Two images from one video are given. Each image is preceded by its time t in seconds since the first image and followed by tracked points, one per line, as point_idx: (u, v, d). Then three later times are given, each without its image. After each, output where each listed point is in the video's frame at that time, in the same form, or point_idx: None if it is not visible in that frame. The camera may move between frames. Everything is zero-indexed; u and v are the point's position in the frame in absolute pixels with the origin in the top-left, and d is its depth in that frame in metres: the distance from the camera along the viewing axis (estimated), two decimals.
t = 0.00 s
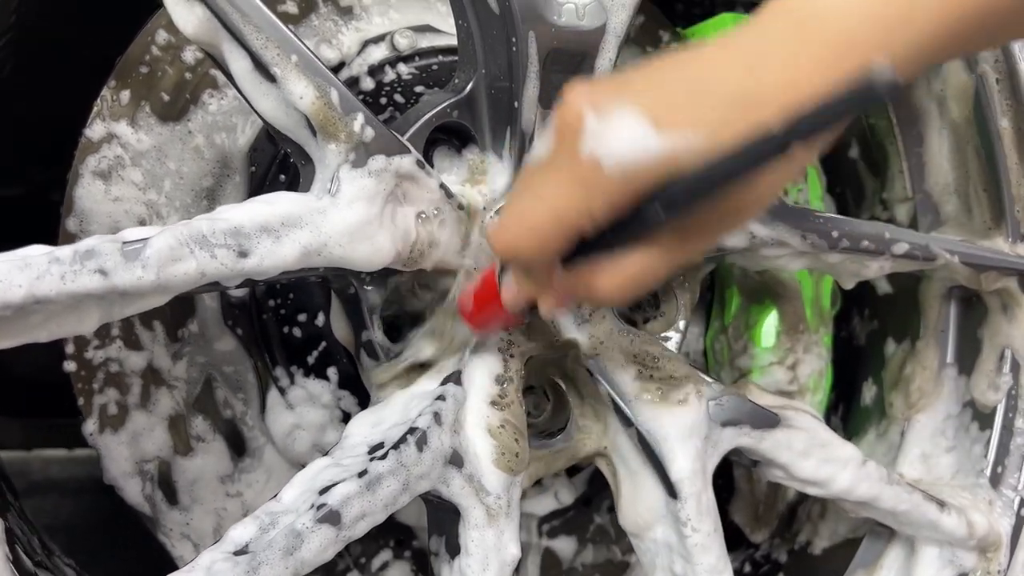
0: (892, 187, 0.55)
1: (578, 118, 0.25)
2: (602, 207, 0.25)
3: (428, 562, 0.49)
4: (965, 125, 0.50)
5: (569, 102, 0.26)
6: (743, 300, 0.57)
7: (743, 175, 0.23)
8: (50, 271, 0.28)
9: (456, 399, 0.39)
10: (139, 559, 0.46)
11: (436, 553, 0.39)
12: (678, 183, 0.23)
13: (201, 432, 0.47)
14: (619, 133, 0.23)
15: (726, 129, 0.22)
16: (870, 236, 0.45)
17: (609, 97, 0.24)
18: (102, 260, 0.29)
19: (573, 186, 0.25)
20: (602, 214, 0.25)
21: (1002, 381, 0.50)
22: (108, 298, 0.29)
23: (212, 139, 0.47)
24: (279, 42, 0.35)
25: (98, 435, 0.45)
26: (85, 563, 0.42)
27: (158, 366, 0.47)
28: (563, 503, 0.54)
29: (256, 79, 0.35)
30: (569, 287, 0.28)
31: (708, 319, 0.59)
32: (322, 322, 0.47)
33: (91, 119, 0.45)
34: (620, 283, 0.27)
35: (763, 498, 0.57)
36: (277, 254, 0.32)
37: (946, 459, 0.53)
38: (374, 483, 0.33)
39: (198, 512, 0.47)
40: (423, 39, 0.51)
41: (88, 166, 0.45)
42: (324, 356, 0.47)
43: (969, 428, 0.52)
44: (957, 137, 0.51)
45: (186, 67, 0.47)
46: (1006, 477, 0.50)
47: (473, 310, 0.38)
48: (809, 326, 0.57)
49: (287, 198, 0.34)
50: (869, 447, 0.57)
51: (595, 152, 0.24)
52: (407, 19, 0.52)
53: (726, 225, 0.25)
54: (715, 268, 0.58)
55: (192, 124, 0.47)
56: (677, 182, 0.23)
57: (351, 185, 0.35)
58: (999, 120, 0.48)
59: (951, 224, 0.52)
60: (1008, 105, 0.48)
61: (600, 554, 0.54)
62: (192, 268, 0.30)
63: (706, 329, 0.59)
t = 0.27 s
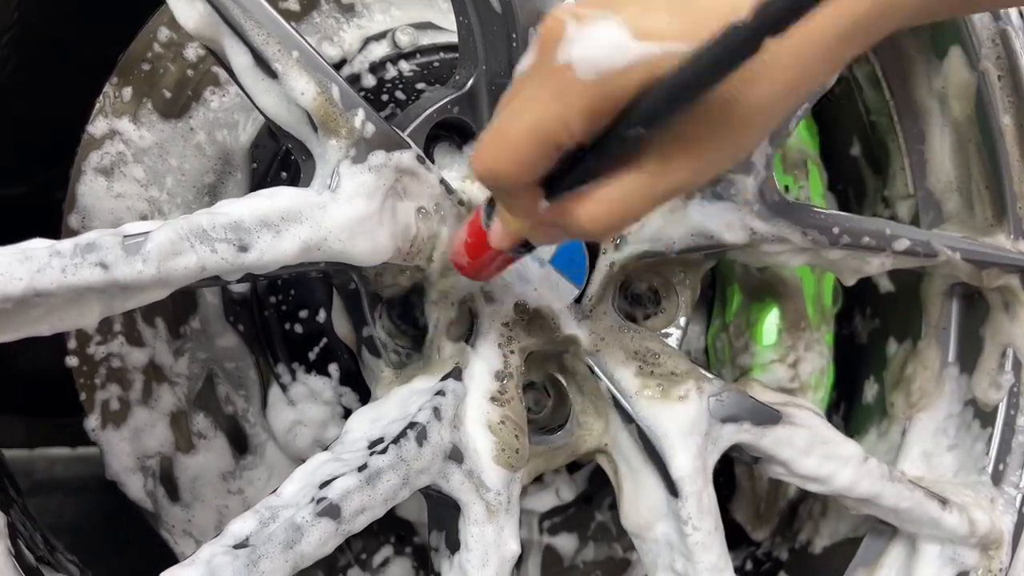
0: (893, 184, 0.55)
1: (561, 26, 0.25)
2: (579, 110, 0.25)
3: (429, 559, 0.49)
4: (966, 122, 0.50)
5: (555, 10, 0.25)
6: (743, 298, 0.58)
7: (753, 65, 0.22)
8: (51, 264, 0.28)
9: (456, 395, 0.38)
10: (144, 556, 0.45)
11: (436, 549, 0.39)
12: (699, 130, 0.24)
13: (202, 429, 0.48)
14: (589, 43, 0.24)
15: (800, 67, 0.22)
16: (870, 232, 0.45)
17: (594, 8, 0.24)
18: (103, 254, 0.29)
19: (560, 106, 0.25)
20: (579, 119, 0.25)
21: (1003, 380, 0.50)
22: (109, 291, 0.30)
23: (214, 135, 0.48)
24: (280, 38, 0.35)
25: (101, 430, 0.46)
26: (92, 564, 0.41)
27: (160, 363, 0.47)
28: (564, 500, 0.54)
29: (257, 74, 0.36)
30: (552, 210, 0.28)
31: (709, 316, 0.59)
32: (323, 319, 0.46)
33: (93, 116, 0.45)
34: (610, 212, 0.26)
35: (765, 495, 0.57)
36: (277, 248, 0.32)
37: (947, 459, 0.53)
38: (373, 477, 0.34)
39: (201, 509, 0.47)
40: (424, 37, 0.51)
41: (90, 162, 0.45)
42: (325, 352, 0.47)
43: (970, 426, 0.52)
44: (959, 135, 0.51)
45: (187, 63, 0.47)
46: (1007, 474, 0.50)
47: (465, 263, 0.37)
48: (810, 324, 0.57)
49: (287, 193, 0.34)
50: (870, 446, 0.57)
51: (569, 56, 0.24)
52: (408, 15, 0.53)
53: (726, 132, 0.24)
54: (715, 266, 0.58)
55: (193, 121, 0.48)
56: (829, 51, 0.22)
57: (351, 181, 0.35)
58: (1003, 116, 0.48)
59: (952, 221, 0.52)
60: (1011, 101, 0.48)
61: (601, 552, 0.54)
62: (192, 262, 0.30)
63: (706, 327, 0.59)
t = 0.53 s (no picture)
0: (897, 181, 0.54)
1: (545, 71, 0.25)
2: (554, 175, 0.25)
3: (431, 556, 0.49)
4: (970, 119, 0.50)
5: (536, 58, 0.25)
6: (745, 295, 0.57)
7: (721, 125, 0.23)
8: (52, 258, 0.28)
9: (457, 390, 0.39)
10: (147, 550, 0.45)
11: (437, 546, 0.39)
12: (650, 146, 0.24)
13: (204, 426, 0.48)
14: (582, 87, 0.23)
15: (689, 86, 0.22)
16: (873, 228, 0.45)
17: (577, 55, 0.24)
18: (104, 248, 0.29)
19: (523, 181, 0.26)
20: (567, 169, 0.25)
21: (1006, 379, 0.50)
22: (110, 285, 0.30)
23: (216, 132, 0.48)
24: (282, 34, 0.35)
25: (104, 426, 0.46)
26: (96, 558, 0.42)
27: (161, 358, 0.47)
28: (566, 498, 0.53)
29: (259, 70, 0.36)
30: (536, 253, 0.28)
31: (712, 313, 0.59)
32: (325, 315, 0.46)
33: (96, 112, 0.45)
34: (598, 239, 0.27)
35: (767, 494, 0.57)
36: (278, 243, 0.32)
37: (951, 457, 0.52)
38: (374, 472, 0.34)
39: (203, 506, 0.47)
40: (426, 33, 0.51)
41: (93, 158, 0.45)
42: (327, 348, 0.47)
43: (973, 425, 0.52)
44: (962, 132, 0.50)
45: (190, 60, 0.47)
46: (1011, 472, 0.49)
47: (441, 286, 0.38)
48: (813, 322, 0.57)
49: (288, 187, 0.34)
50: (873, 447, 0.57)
51: (558, 110, 0.24)
52: (410, 12, 0.53)
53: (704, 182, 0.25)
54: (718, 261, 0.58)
55: (195, 117, 0.47)
56: (667, 130, 0.23)
57: (352, 177, 0.35)
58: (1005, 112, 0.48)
59: (956, 218, 0.52)
60: (1014, 98, 0.47)
61: (603, 549, 0.54)
62: (193, 256, 0.30)
63: (710, 325, 0.59)
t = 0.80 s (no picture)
0: (900, 180, 0.53)
1: (563, 159, 0.28)
2: (575, 254, 0.27)
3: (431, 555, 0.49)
4: (974, 119, 0.50)
5: (551, 144, 0.29)
6: (748, 295, 0.58)
7: (738, 222, 0.25)
8: (51, 253, 0.28)
9: (457, 388, 0.39)
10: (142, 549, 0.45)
11: (437, 544, 0.39)
12: (674, 223, 0.26)
13: (205, 426, 0.47)
14: (602, 180, 0.27)
15: (713, 171, 0.26)
16: (876, 227, 0.45)
17: (590, 140, 0.28)
18: (104, 243, 0.29)
19: (540, 279, 0.28)
20: (596, 254, 0.27)
21: (1010, 381, 0.50)
22: (109, 281, 0.30)
23: (217, 131, 0.48)
24: (283, 32, 0.35)
25: (104, 425, 0.45)
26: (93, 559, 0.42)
27: (163, 356, 0.47)
28: (568, 497, 0.53)
29: (260, 68, 0.36)
30: (569, 324, 0.30)
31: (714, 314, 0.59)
32: (326, 313, 0.47)
33: (97, 109, 0.45)
34: (617, 312, 0.29)
35: (770, 494, 0.57)
36: (277, 240, 0.32)
37: (954, 458, 0.52)
38: (374, 470, 0.33)
39: (203, 506, 0.47)
40: (429, 32, 0.51)
41: (94, 155, 0.45)
42: (328, 347, 0.47)
43: (977, 425, 0.52)
44: (966, 131, 0.50)
45: (192, 58, 0.47)
46: (1015, 473, 0.49)
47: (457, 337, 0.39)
48: (817, 321, 0.56)
49: (289, 185, 0.34)
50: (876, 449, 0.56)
51: (582, 201, 0.27)
52: (412, 12, 0.52)
53: (719, 265, 0.27)
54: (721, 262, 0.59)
55: (197, 116, 0.47)
56: (673, 227, 0.26)
57: (352, 174, 0.35)
58: (1010, 112, 0.47)
59: (960, 218, 0.51)
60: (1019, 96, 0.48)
61: (605, 550, 0.54)
62: (193, 252, 0.30)
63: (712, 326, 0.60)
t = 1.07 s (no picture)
0: (903, 180, 0.53)
1: None
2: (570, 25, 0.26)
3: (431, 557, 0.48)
4: (977, 119, 0.49)
5: None
6: (751, 296, 0.56)
7: None
8: (45, 252, 0.28)
9: (457, 389, 0.38)
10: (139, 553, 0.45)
11: (437, 547, 0.39)
12: None
13: (204, 429, 0.47)
14: None
15: None
16: (879, 226, 0.44)
17: None
18: (98, 243, 0.29)
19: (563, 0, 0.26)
20: None
21: (1015, 385, 0.50)
22: (104, 281, 0.30)
23: (216, 130, 0.47)
24: (282, 31, 0.35)
25: (101, 426, 0.45)
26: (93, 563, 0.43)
27: (161, 358, 0.46)
28: (569, 500, 0.52)
29: (258, 66, 0.35)
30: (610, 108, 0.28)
31: (716, 314, 0.57)
32: (325, 313, 0.45)
33: (95, 109, 0.45)
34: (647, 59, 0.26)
35: (773, 495, 0.55)
36: (274, 239, 0.32)
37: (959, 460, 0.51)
38: (372, 472, 0.33)
39: (202, 510, 0.46)
40: (429, 31, 0.50)
41: (93, 154, 0.45)
42: (326, 348, 0.46)
43: (982, 428, 0.51)
44: (970, 131, 0.50)
45: (190, 57, 0.47)
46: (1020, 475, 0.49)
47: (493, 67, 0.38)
48: (819, 322, 0.55)
49: (287, 183, 0.34)
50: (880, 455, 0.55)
51: None
52: (411, 11, 0.52)
53: None
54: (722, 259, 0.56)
55: (195, 115, 0.47)
56: None
57: (350, 174, 0.35)
58: (1014, 112, 0.47)
59: (963, 218, 0.51)
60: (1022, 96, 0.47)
61: (607, 552, 0.53)
62: (188, 252, 0.30)
63: (713, 326, 0.57)
